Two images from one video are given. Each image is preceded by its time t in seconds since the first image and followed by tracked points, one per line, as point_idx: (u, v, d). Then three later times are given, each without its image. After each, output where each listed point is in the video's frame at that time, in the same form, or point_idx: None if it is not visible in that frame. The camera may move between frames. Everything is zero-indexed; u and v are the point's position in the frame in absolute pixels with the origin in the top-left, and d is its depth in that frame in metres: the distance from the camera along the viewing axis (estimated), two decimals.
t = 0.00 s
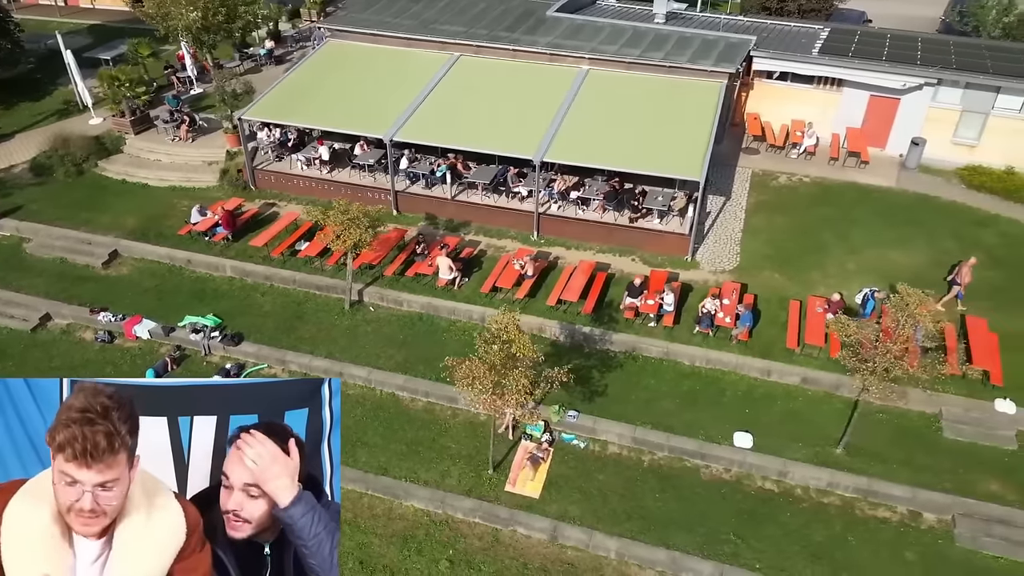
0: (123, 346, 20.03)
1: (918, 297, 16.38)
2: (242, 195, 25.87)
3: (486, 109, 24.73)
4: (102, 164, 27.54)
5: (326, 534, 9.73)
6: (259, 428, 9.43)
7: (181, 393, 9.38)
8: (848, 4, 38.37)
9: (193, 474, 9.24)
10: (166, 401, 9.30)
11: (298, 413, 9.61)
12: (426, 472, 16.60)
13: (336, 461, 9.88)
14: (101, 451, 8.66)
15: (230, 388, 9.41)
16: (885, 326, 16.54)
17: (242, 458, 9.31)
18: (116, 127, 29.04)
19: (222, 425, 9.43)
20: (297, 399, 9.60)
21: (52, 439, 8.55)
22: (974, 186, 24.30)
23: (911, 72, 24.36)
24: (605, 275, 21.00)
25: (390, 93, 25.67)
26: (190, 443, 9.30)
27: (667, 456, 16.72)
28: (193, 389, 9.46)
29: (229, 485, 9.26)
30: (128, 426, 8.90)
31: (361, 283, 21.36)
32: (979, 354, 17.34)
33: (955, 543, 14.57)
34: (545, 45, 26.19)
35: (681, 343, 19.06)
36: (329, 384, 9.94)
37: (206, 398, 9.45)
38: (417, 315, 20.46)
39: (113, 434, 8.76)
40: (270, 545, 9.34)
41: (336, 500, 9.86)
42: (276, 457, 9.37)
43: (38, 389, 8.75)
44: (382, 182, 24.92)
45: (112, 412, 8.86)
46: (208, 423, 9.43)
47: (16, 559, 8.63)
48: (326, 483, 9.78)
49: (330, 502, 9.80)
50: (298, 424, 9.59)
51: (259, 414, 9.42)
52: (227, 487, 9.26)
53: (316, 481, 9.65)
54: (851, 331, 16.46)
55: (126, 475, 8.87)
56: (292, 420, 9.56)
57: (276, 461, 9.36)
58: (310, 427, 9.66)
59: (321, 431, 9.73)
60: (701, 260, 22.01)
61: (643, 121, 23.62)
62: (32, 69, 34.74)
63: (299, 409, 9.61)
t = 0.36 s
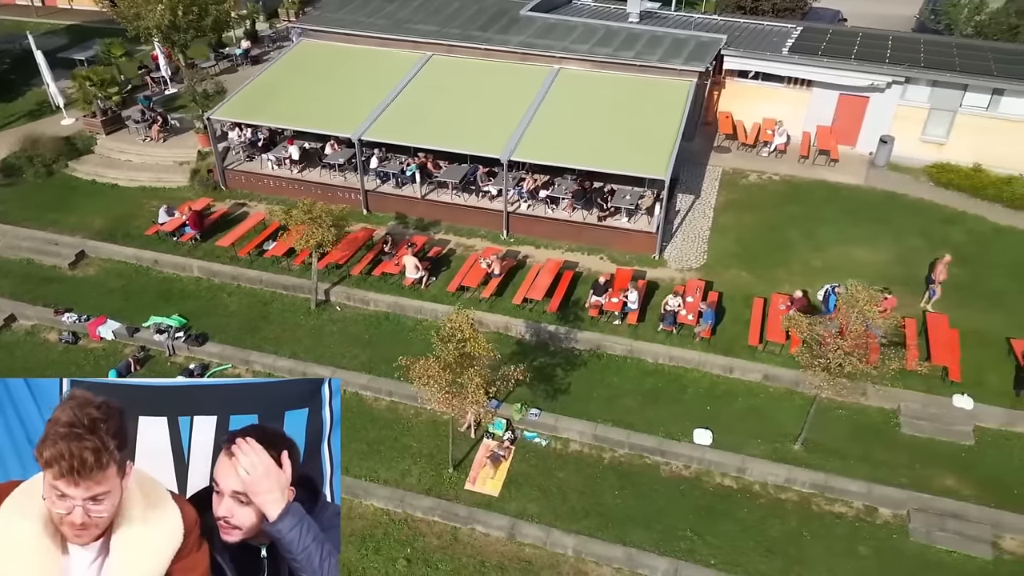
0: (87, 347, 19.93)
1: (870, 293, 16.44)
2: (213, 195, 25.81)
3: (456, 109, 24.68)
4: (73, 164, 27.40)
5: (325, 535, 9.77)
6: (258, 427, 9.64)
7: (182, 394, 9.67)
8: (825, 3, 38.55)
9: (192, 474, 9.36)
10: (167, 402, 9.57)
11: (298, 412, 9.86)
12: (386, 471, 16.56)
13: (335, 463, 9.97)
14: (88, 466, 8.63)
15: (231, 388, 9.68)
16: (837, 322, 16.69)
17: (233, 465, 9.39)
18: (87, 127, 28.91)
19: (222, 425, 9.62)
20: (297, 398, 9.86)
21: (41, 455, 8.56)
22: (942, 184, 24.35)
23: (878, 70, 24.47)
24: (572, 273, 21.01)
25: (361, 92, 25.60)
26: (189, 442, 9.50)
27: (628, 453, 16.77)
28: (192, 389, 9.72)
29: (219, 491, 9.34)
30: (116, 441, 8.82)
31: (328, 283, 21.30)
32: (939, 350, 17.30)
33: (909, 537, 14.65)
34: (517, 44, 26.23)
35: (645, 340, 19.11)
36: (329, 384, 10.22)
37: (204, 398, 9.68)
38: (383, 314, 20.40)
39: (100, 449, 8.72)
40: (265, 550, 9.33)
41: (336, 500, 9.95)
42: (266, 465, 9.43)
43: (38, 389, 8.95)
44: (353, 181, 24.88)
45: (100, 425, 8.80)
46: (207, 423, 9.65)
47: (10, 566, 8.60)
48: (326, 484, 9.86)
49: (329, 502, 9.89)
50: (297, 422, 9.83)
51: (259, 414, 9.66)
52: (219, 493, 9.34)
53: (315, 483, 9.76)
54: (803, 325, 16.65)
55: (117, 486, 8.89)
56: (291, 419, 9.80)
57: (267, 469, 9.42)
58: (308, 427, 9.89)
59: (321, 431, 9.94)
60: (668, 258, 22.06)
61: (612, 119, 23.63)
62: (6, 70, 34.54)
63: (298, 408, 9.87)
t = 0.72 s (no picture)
0: (50, 349, 19.79)
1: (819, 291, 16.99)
2: (182, 195, 25.73)
3: (425, 108, 24.62)
4: (42, 166, 27.23)
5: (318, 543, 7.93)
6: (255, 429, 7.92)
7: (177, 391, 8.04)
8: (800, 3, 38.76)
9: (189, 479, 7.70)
10: (170, 403, 7.93)
11: (296, 412, 8.06)
12: (345, 471, 16.52)
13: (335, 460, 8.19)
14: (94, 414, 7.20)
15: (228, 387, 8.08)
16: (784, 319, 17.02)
17: (222, 467, 7.66)
18: (57, 128, 28.72)
19: (222, 425, 7.92)
20: (295, 397, 8.07)
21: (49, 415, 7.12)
22: (909, 181, 24.43)
23: (845, 69, 24.59)
24: (537, 272, 21.01)
25: (330, 92, 25.52)
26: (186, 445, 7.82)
27: (587, 451, 16.80)
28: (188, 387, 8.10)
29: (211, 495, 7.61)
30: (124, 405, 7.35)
31: (293, 283, 21.25)
32: (897, 345, 17.46)
33: (863, 532, 14.72)
34: (487, 44, 26.27)
35: (607, 338, 19.14)
36: (330, 383, 8.34)
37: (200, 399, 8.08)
38: (348, 314, 20.37)
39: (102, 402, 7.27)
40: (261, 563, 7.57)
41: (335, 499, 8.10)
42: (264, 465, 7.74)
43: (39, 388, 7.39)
44: (322, 181, 24.85)
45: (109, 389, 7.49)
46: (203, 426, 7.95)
47: None
48: (327, 484, 8.05)
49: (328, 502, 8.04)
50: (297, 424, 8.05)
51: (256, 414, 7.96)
52: (213, 498, 7.62)
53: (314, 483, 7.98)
54: (752, 318, 17.14)
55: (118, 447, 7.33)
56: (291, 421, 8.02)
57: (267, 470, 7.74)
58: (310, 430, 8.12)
59: (321, 432, 8.13)
60: (635, 257, 22.12)
61: (579, 118, 23.63)
62: None
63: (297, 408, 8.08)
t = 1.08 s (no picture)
0: (14, 351, 19.70)
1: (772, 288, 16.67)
2: (153, 197, 25.68)
3: (396, 109, 24.60)
4: (13, 167, 27.12)
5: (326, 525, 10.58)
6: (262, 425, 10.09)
7: (188, 393, 10.07)
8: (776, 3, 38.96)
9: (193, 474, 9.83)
10: (170, 403, 9.96)
11: (299, 412, 10.36)
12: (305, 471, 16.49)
13: (336, 462, 10.70)
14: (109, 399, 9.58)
15: (235, 388, 10.18)
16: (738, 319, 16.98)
17: (247, 456, 10.00)
18: (29, 129, 28.61)
19: (222, 423, 10.07)
20: (297, 399, 10.36)
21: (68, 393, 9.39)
22: (878, 181, 24.52)
23: (814, 69, 24.66)
24: (505, 273, 20.99)
25: (301, 93, 25.47)
26: (192, 441, 9.93)
27: (548, 450, 16.82)
28: (199, 389, 10.15)
29: (234, 481, 9.91)
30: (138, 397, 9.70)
31: (260, 283, 21.23)
32: (857, 343, 17.55)
33: (818, 529, 14.79)
34: (459, 44, 26.30)
35: (573, 338, 19.17)
36: (329, 385, 10.73)
37: (208, 399, 10.15)
38: (314, 315, 20.36)
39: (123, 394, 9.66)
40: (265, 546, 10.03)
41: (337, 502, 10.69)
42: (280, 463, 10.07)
43: (38, 389, 9.47)
44: (293, 181, 24.82)
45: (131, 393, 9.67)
46: (210, 424, 10.08)
47: (23, 541, 9.35)
48: (326, 483, 10.55)
49: (330, 504, 10.63)
50: (300, 421, 10.34)
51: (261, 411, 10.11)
52: (233, 484, 9.90)
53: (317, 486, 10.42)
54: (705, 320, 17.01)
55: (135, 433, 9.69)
56: (292, 419, 10.29)
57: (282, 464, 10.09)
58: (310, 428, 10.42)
59: (321, 431, 10.50)
60: (603, 257, 22.16)
61: (548, 119, 23.66)
62: None
63: (299, 408, 10.37)
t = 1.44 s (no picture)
0: None
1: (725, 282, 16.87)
2: (125, 191, 25.62)
3: (367, 103, 24.56)
4: None
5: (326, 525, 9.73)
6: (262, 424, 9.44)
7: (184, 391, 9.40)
8: None
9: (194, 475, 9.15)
10: (168, 401, 9.29)
11: (300, 412, 9.71)
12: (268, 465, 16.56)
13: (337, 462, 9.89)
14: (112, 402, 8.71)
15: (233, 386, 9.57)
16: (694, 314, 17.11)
17: (242, 458, 9.23)
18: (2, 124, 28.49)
19: (222, 424, 9.39)
20: (297, 398, 9.69)
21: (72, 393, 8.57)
22: (848, 174, 24.62)
23: (785, 63, 24.69)
24: (474, 267, 21.02)
25: (273, 87, 25.41)
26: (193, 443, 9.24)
27: (511, 443, 16.89)
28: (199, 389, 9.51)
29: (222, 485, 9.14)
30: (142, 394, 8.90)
31: (229, 278, 21.26)
32: (818, 336, 17.75)
33: (774, 519, 14.95)
34: (433, 38, 26.28)
35: (539, 331, 19.26)
36: (329, 384, 10.04)
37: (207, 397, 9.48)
38: (282, 309, 20.41)
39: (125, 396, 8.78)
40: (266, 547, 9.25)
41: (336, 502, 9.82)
42: (274, 466, 9.31)
43: (37, 389, 8.69)
44: (265, 176, 24.83)
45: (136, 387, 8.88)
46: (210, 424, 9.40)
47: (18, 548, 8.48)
48: (327, 484, 9.77)
49: (330, 505, 9.77)
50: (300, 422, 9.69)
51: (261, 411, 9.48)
52: (224, 489, 9.12)
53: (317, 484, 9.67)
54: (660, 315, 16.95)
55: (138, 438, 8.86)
56: (293, 419, 9.64)
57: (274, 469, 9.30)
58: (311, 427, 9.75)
59: (321, 431, 9.79)
60: (573, 251, 22.22)
61: (519, 113, 23.67)
62: None
63: (300, 409, 9.70)
